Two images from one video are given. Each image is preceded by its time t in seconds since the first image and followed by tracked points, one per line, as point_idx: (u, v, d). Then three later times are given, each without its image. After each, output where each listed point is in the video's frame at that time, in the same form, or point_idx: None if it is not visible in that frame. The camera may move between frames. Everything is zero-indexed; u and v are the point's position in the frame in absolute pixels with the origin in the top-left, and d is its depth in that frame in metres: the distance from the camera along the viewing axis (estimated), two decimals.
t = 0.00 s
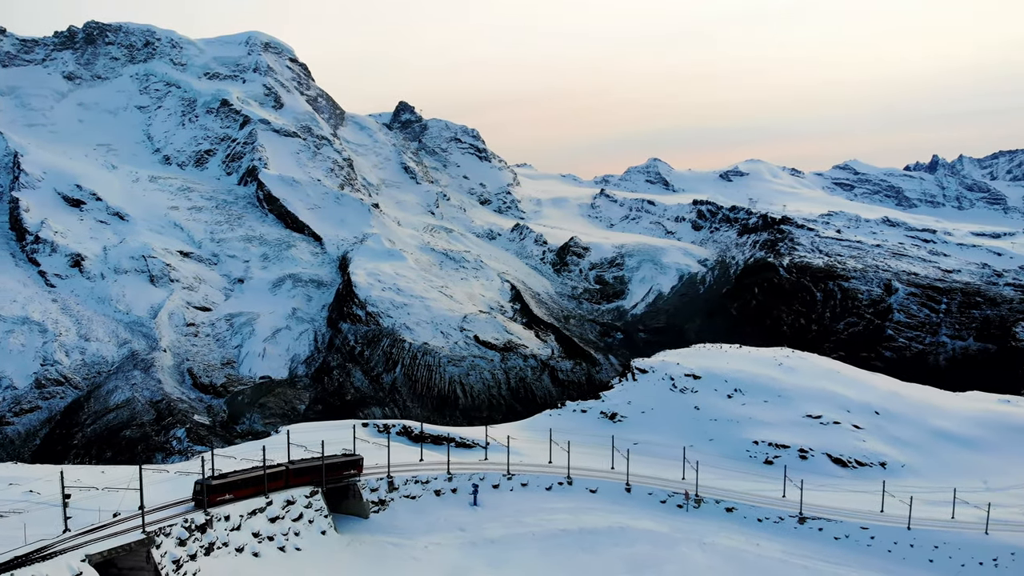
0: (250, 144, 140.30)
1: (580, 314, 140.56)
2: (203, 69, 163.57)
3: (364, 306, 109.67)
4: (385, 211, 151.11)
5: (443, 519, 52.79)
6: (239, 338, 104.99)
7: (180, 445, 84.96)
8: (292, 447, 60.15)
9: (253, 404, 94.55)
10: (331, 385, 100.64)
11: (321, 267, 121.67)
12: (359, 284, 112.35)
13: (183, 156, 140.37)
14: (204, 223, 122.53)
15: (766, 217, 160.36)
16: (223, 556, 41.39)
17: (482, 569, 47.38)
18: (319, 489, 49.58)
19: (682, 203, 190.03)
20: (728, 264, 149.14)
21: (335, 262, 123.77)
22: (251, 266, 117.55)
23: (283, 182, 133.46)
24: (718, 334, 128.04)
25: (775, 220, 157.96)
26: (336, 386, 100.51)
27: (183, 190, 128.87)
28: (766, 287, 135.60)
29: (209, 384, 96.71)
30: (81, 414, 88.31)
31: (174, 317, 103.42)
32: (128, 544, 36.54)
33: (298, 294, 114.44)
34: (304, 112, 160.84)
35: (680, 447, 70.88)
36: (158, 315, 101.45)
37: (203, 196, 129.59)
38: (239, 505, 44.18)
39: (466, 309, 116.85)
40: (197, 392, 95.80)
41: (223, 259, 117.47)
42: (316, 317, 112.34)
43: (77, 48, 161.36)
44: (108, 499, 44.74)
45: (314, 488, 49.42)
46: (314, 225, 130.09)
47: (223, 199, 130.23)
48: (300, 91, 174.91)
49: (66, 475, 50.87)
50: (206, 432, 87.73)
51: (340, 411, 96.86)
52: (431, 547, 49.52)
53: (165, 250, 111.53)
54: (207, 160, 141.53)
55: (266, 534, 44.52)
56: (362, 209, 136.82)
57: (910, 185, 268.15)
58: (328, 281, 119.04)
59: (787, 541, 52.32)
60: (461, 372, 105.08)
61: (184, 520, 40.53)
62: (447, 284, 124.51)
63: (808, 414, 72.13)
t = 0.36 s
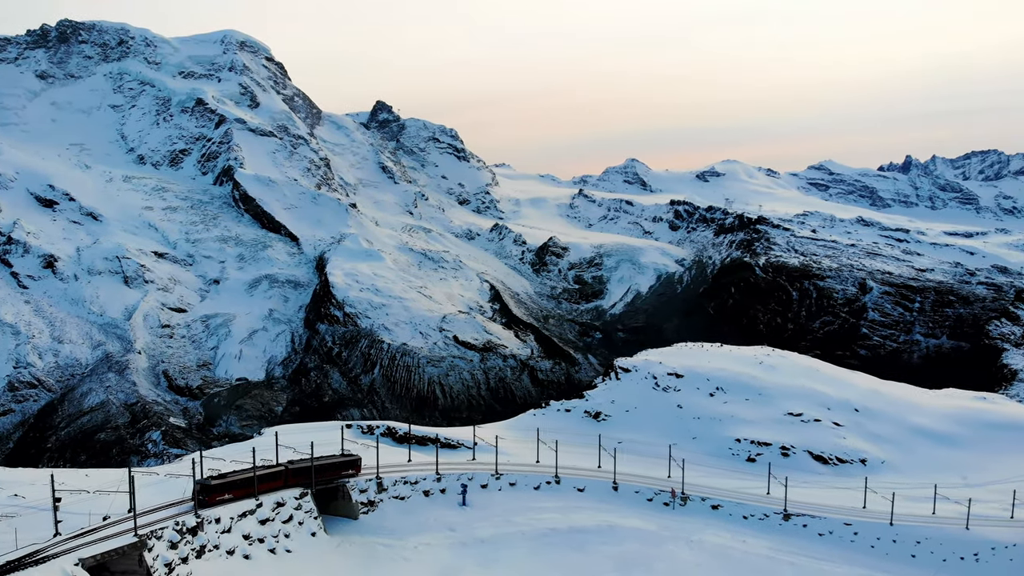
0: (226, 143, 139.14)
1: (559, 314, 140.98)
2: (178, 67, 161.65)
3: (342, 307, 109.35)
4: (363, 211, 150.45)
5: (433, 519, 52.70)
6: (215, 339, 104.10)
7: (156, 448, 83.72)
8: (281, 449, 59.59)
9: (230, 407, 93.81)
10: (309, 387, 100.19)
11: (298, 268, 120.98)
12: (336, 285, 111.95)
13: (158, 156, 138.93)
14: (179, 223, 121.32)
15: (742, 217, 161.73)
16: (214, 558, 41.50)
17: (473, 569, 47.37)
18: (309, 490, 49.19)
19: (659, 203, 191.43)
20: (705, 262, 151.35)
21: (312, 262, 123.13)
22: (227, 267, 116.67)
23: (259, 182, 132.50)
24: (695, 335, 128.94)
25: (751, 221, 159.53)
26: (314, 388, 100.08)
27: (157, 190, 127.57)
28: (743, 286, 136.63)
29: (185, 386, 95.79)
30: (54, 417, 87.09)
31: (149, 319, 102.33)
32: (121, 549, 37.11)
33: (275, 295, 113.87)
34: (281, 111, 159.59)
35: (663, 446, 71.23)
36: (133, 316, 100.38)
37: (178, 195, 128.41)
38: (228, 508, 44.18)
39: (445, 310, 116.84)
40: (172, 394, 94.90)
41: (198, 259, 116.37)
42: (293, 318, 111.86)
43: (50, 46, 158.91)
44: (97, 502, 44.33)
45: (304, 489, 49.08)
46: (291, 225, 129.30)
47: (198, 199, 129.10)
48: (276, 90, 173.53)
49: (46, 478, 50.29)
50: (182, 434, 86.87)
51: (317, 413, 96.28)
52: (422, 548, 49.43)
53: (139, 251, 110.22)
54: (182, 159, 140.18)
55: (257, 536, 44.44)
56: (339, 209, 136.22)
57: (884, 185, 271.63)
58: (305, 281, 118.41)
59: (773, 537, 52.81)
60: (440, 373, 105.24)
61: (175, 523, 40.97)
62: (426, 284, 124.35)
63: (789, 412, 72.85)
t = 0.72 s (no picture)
0: (203, 143, 137.97)
1: (541, 314, 141.27)
2: (155, 66, 159.86)
3: (321, 308, 108.85)
4: (343, 211, 149.83)
5: (424, 519, 52.58)
6: (194, 340, 103.19)
7: (134, 451, 83.23)
8: (271, 450, 59.18)
9: (209, 409, 93.01)
10: (288, 388, 99.63)
11: (276, 268, 120.31)
12: (316, 286, 111.39)
13: (134, 155, 137.55)
14: (156, 223, 120.11)
15: (721, 217, 163.10)
16: (207, 560, 41.05)
17: (465, 569, 47.35)
18: (299, 492, 48.97)
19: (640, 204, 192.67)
20: (684, 262, 152.45)
21: (291, 262, 122.46)
22: (205, 268, 115.79)
23: (237, 181, 131.56)
24: (676, 333, 129.87)
25: (729, 221, 160.78)
26: (293, 389, 99.55)
27: (134, 190, 126.38)
28: (722, 286, 137.50)
29: (163, 388, 94.87)
30: (31, 419, 85.96)
31: (127, 320, 101.15)
32: (114, 551, 36.72)
33: (254, 296, 113.33)
34: (260, 110, 158.41)
35: (649, 444, 71.46)
36: (110, 318, 99.20)
37: (156, 195, 127.22)
38: (220, 509, 43.95)
39: (426, 310, 116.77)
40: (150, 396, 94.00)
41: (176, 260, 115.37)
42: (273, 318, 111.37)
43: (25, 44, 156.53)
44: (88, 506, 43.80)
45: (295, 491, 48.81)
46: (270, 225, 128.48)
47: (175, 199, 127.92)
48: (255, 89, 172.09)
49: (26, 481, 49.61)
50: (161, 436, 86.32)
51: (297, 413, 95.86)
52: (414, 548, 49.32)
53: (116, 252, 109.04)
54: (159, 159, 138.85)
55: (248, 538, 44.13)
56: (319, 209, 135.05)
57: (861, 185, 274.66)
58: (284, 282, 117.85)
59: (760, 534, 53.24)
60: (421, 373, 105.27)
61: (167, 525, 40.66)
62: (407, 284, 124.15)
63: (773, 410, 73.44)
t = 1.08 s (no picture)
0: (178, 142, 136.64)
1: (521, 313, 141.41)
2: (129, 65, 158.05)
3: (299, 309, 108.45)
4: (320, 211, 149.07)
5: (413, 520, 52.46)
6: (169, 342, 102.04)
7: (109, 454, 82.04)
8: (259, 452, 58.78)
9: (185, 411, 92.11)
10: (265, 391, 98.91)
11: (252, 269, 119.51)
12: (293, 287, 110.85)
13: (108, 155, 135.96)
14: (130, 223, 118.74)
15: (698, 217, 164.72)
16: (197, 564, 40.83)
17: (455, 570, 47.29)
18: (289, 494, 48.73)
19: (618, 204, 193.89)
20: (662, 261, 153.80)
21: (268, 263, 121.74)
22: (180, 269, 114.67)
23: (212, 181, 130.52)
24: (654, 332, 130.80)
25: (706, 221, 162.15)
26: (270, 391, 98.86)
27: (108, 189, 125.02)
28: (699, 285, 138.33)
29: (138, 390, 93.66)
30: (3, 423, 84.82)
31: (100, 322, 99.76)
32: (107, 554, 36.40)
33: (230, 297, 112.48)
34: (235, 109, 157.14)
35: (632, 442, 71.74)
36: (84, 320, 97.73)
37: (130, 195, 125.85)
38: (211, 511, 43.50)
39: (404, 310, 116.63)
40: (125, 399, 92.79)
41: (150, 261, 114.20)
42: (249, 320, 110.80)
43: None
44: (77, 509, 43.23)
45: (284, 493, 48.56)
46: (246, 225, 127.55)
47: (150, 199, 126.56)
48: (230, 88, 170.39)
49: (6, 485, 48.88)
50: (136, 438, 85.23)
51: (275, 415, 95.42)
52: (404, 548, 49.15)
53: (90, 253, 107.78)
54: (133, 158, 137.32)
55: (239, 540, 43.76)
56: (296, 210, 134.39)
57: (835, 185, 277.83)
58: (261, 283, 117.12)
59: (746, 531, 53.69)
60: (400, 374, 105.12)
61: (159, 528, 40.19)
62: (385, 285, 123.86)
63: (755, 408, 74.05)
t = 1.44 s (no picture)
0: (153, 142, 135.28)
1: (500, 313, 141.41)
2: (103, 63, 156.05)
3: (276, 309, 107.82)
4: (297, 211, 148.12)
5: (402, 520, 52.29)
6: (145, 343, 100.93)
7: (84, 457, 80.96)
8: (248, 454, 58.41)
9: (160, 413, 91.61)
10: (242, 392, 98.15)
11: (228, 270, 118.56)
12: (269, 287, 110.15)
13: (81, 155, 134.20)
14: (104, 224, 117.36)
15: (675, 217, 166.81)
16: (190, 566, 40.35)
17: (446, 570, 47.22)
18: (280, 495, 48.30)
19: (596, 204, 194.78)
20: (640, 262, 155.76)
21: (244, 263, 120.89)
22: (155, 270, 113.47)
23: (188, 180, 129.39)
24: (633, 330, 131.46)
25: (684, 221, 164.32)
26: (247, 393, 98.08)
27: (82, 189, 123.49)
28: (677, 285, 140.15)
29: (113, 393, 92.44)
30: None
31: (74, 323, 98.31)
32: (101, 558, 36.14)
33: (206, 298, 111.54)
34: (211, 108, 155.76)
35: (617, 441, 71.93)
36: (58, 321, 96.15)
37: (104, 195, 124.44)
38: (201, 514, 43.30)
39: (383, 311, 116.46)
40: (100, 401, 91.46)
41: (125, 261, 112.94)
42: (225, 321, 109.81)
43: None
44: (67, 513, 42.84)
45: (275, 494, 48.12)
46: (222, 225, 126.52)
47: (124, 199, 125.17)
48: (206, 87, 168.67)
49: None
50: (111, 442, 84.13)
51: (252, 417, 94.74)
52: (394, 549, 48.97)
53: (63, 253, 106.31)
54: (107, 158, 135.90)
55: (230, 542, 43.37)
56: (273, 210, 133.52)
57: (811, 185, 280.67)
58: (237, 284, 116.29)
59: (733, 528, 54.08)
60: (379, 375, 104.89)
61: (150, 531, 39.92)
62: (363, 285, 123.52)
63: (737, 406, 74.63)
